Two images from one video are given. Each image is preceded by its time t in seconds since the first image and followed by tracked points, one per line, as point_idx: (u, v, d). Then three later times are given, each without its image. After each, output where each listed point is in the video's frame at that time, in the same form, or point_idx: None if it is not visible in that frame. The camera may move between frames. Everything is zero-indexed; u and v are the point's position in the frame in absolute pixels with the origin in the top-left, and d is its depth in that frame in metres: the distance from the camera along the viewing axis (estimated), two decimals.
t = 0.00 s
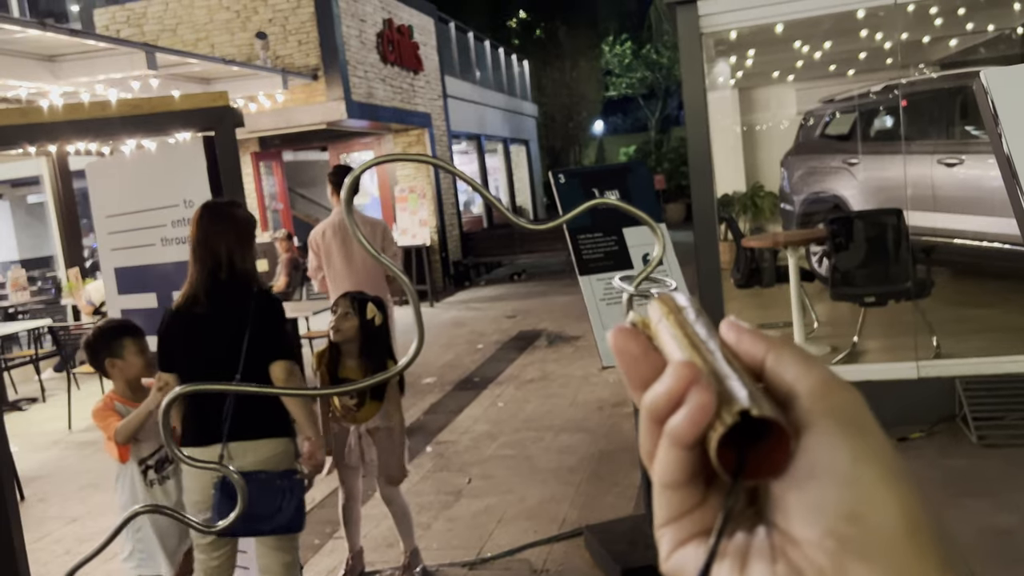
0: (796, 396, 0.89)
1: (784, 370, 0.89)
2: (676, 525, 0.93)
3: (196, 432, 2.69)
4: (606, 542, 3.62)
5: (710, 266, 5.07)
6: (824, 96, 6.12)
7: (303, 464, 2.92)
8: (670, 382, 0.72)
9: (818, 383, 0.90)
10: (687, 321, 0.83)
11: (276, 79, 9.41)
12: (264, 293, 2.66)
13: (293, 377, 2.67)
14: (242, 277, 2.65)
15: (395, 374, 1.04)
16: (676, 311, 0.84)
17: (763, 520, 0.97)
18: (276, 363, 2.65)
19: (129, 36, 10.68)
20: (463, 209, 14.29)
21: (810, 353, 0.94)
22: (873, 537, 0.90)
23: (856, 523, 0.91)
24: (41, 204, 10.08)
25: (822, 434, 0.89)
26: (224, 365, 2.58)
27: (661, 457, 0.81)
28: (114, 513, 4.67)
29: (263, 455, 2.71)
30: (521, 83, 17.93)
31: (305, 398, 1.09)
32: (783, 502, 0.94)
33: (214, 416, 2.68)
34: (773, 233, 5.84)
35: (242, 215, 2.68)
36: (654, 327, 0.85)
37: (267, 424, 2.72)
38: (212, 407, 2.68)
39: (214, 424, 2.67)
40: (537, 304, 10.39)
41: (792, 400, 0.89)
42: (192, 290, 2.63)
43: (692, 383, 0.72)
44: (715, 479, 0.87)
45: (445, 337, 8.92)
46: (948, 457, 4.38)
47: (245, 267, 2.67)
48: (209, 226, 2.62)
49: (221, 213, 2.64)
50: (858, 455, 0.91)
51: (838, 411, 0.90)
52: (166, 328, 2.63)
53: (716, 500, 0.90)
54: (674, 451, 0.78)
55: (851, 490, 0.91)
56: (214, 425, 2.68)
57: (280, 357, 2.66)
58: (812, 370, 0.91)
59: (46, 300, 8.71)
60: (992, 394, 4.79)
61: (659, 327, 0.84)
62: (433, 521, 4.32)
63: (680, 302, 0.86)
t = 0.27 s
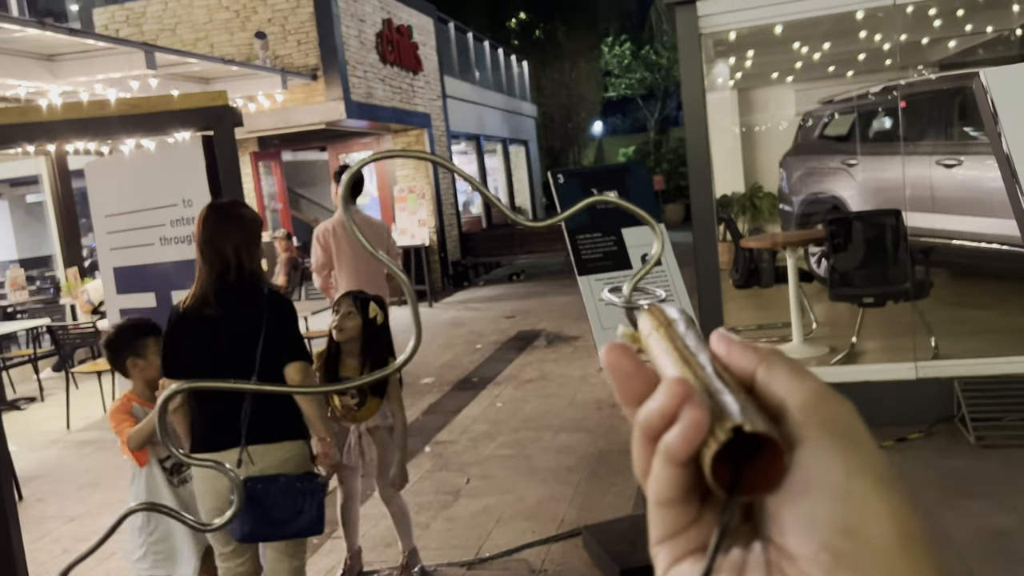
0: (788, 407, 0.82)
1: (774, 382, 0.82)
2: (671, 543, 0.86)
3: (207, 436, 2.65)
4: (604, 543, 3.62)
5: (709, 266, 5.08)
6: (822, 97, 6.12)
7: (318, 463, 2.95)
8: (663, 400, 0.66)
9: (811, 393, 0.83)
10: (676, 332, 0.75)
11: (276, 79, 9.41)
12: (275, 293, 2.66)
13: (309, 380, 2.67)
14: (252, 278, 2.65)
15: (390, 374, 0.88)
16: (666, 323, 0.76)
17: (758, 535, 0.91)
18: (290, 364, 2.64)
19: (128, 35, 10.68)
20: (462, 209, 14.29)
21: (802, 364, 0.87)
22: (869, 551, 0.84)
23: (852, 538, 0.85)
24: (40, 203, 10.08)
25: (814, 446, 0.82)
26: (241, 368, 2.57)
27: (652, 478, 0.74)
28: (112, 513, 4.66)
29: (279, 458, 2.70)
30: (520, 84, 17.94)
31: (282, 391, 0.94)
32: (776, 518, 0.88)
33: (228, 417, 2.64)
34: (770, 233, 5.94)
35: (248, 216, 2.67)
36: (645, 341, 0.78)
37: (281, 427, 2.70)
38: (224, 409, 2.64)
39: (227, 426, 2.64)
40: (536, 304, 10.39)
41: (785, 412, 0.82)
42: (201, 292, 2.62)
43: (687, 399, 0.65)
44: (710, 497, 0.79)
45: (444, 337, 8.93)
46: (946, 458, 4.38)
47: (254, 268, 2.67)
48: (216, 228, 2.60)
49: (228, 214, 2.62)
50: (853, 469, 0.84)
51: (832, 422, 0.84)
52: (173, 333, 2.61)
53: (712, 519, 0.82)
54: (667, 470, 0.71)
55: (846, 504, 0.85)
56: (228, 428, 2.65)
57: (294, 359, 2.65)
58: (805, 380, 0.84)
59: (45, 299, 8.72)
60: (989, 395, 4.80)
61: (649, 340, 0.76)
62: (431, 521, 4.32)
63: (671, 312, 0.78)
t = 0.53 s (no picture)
0: (776, 408, 0.74)
1: (765, 385, 0.74)
2: (668, 553, 0.81)
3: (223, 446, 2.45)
4: (601, 541, 3.62)
5: (707, 265, 5.09)
6: (820, 97, 6.12)
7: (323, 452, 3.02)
8: (654, 410, 0.61)
9: (803, 393, 0.75)
10: (670, 335, 0.70)
11: (275, 77, 9.41)
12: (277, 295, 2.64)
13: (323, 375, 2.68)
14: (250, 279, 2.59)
15: (385, 370, 0.86)
16: (656, 327, 0.71)
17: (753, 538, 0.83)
18: (303, 360, 2.65)
19: (127, 33, 10.67)
20: (461, 208, 14.29)
21: (793, 364, 0.79)
22: (864, 558, 0.77)
23: (845, 541, 0.79)
24: (39, 201, 10.07)
25: (804, 448, 0.74)
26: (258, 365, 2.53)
27: (645, 489, 0.69)
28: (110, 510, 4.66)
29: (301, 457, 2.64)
30: (519, 83, 17.94)
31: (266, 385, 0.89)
32: (769, 522, 0.80)
33: (246, 425, 2.48)
34: (768, 232, 5.96)
35: (239, 215, 2.61)
36: (638, 349, 0.72)
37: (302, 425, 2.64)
38: (237, 417, 2.47)
39: (248, 434, 2.48)
40: (535, 303, 10.40)
41: (774, 414, 0.74)
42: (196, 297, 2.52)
43: (680, 409, 0.60)
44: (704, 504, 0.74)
45: (443, 336, 8.93)
46: (943, 457, 4.39)
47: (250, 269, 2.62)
48: (209, 229, 2.53)
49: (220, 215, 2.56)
50: (847, 473, 0.77)
51: (826, 424, 0.76)
52: (169, 340, 2.48)
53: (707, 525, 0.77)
54: (658, 482, 0.67)
55: (840, 510, 0.78)
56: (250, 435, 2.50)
57: (306, 354, 2.67)
58: (797, 379, 0.77)
59: (44, 297, 8.71)
60: (986, 395, 4.82)
61: (642, 344, 0.71)
62: (429, 519, 4.32)
63: (662, 315, 0.73)
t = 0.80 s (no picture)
0: (779, 419, 0.73)
1: (763, 395, 0.74)
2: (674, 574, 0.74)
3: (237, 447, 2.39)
4: (599, 540, 3.63)
5: (705, 265, 5.09)
6: (818, 97, 6.20)
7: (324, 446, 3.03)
8: (658, 433, 0.61)
9: (804, 401, 0.75)
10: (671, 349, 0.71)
11: (273, 76, 9.40)
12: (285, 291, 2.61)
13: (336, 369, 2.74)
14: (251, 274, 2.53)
15: (385, 367, 0.85)
16: (659, 342, 0.72)
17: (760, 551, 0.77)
18: (320, 350, 2.71)
19: (125, 31, 10.65)
20: (459, 207, 14.29)
21: (789, 373, 0.79)
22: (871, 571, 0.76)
23: (851, 555, 0.76)
24: (36, 199, 10.06)
25: (807, 457, 0.73)
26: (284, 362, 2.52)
27: (652, 510, 0.68)
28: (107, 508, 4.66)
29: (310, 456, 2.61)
30: (517, 82, 17.94)
31: (263, 380, 0.88)
32: (777, 535, 0.76)
33: (257, 428, 2.41)
34: (766, 232, 5.96)
35: (234, 209, 2.53)
36: (642, 362, 0.73)
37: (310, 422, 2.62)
38: (249, 418, 2.40)
39: (261, 435, 2.42)
40: (532, 302, 10.41)
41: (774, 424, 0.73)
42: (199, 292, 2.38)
43: (685, 428, 0.61)
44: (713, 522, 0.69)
45: (440, 335, 8.94)
46: (939, 457, 4.40)
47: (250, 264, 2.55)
48: (208, 224, 2.44)
49: (217, 208, 2.47)
50: (850, 483, 0.76)
51: (828, 434, 0.75)
52: (175, 341, 2.34)
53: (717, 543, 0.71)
54: (664, 504, 0.66)
55: (845, 523, 0.76)
56: (261, 436, 2.43)
57: (322, 347, 2.72)
58: (793, 391, 0.76)
59: (41, 295, 8.70)
60: (983, 395, 4.83)
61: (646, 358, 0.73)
62: (426, 518, 4.33)
63: (662, 327, 0.75)
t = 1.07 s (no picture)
0: (778, 415, 0.78)
1: (763, 393, 0.78)
2: None
3: (240, 448, 2.37)
4: (594, 537, 3.63)
5: (700, 264, 5.11)
6: (814, 96, 6.24)
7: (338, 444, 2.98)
8: (658, 437, 0.61)
9: (805, 398, 0.79)
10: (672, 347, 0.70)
11: (269, 73, 9.38)
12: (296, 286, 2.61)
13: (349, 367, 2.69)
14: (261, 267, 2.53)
15: (381, 357, 0.84)
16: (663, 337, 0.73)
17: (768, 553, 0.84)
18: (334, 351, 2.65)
19: (121, 28, 10.62)
20: (455, 205, 14.28)
21: (791, 371, 0.83)
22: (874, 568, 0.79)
23: (854, 552, 0.81)
24: (31, 195, 10.03)
25: (806, 453, 0.78)
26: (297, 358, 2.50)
27: (654, 516, 0.69)
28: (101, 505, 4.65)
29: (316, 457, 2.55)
30: (514, 81, 17.92)
31: (255, 374, 0.87)
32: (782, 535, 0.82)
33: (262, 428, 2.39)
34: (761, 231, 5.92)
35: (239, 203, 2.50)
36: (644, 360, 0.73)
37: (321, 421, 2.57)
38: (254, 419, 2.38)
39: (266, 435, 2.40)
40: (528, 300, 10.42)
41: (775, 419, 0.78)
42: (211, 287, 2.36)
43: (685, 435, 0.61)
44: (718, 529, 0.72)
45: (436, 332, 8.94)
46: (933, 455, 4.41)
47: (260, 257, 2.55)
48: (216, 219, 2.41)
49: (225, 203, 2.44)
50: (851, 480, 0.80)
51: (827, 432, 0.79)
52: (188, 337, 2.33)
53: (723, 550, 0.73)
54: (666, 510, 0.66)
55: (847, 522, 0.80)
56: (265, 436, 2.40)
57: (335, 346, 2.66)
58: (793, 390, 0.80)
59: (35, 292, 8.68)
60: (977, 394, 4.83)
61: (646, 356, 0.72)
62: (421, 515, 4.33)
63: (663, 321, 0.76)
